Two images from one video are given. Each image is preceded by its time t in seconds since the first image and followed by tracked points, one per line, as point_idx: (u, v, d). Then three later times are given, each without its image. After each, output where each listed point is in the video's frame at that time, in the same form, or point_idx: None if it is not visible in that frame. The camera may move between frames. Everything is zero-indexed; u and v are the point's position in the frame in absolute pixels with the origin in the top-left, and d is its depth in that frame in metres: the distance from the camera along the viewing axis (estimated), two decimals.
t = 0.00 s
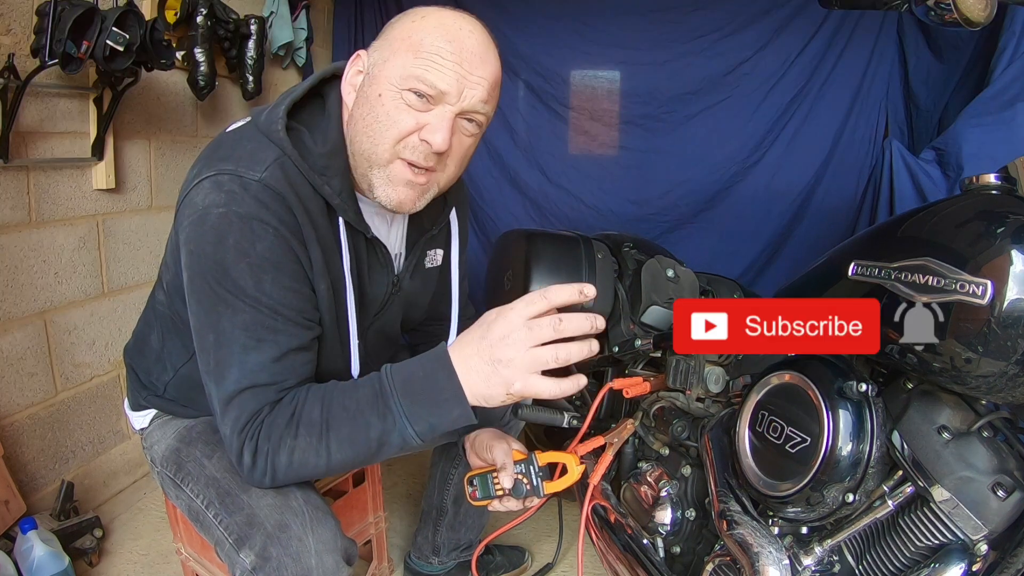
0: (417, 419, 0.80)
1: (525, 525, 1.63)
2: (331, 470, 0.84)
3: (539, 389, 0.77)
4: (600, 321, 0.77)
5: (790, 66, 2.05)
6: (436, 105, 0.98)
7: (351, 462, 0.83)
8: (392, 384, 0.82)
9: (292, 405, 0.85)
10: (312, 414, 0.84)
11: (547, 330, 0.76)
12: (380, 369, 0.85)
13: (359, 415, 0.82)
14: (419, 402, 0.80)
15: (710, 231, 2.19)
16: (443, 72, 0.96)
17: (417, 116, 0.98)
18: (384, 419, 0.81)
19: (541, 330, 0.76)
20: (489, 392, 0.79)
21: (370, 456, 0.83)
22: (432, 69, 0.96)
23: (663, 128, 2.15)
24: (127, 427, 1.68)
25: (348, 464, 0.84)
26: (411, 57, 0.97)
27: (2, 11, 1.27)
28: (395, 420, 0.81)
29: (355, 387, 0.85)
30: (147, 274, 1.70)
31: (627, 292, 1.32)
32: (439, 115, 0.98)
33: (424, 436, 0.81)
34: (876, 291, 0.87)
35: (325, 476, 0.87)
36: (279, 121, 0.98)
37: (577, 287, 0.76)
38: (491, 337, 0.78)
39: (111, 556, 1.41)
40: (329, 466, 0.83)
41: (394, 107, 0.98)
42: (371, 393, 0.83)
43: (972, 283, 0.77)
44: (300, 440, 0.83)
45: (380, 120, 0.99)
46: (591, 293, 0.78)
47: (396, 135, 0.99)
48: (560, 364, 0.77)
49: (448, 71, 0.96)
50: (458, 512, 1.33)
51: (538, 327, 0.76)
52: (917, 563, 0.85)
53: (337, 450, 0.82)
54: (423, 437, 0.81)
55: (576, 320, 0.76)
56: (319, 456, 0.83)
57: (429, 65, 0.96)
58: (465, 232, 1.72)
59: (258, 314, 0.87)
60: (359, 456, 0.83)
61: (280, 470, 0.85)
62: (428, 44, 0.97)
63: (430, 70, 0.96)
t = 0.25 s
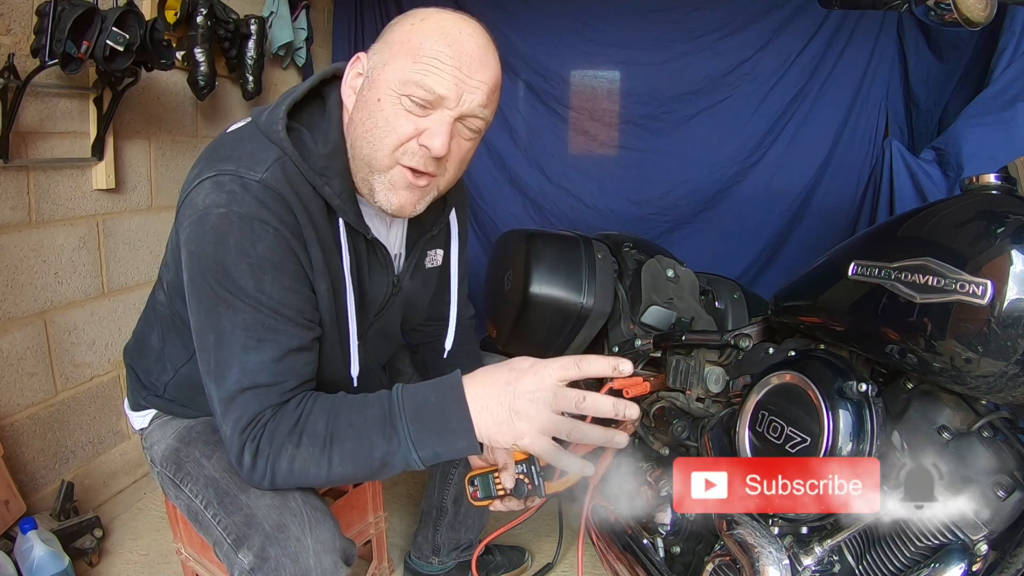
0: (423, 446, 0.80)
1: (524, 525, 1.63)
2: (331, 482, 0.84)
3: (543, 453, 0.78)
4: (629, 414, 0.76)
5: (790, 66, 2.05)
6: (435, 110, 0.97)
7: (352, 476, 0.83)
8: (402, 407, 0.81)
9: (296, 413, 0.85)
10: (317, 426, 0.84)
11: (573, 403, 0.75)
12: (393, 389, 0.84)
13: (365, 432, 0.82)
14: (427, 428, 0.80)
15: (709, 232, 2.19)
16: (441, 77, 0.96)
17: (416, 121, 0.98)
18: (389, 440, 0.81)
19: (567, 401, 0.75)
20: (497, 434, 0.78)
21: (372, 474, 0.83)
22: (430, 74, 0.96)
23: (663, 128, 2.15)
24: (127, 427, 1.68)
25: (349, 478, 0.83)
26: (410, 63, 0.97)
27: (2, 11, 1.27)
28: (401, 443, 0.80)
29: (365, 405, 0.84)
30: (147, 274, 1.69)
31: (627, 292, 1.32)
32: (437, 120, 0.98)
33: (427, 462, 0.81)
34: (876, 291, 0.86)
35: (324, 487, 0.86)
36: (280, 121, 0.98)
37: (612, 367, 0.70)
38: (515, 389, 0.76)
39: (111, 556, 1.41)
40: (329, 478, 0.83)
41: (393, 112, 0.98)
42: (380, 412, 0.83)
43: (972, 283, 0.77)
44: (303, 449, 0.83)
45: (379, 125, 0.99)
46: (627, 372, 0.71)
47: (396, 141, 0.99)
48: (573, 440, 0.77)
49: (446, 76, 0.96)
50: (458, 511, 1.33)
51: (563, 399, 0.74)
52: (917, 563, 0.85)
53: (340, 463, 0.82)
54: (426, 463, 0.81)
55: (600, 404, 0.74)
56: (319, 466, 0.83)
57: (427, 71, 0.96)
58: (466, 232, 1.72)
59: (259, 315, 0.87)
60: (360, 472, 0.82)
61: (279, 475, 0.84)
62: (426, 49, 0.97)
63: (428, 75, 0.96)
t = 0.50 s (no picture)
0: (417, 430, 0.79)
1: (525, 525, 1.63)
2: (328, 476, 0.84)
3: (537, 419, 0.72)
4: (615, 362, 0.69)
5: (789, 66, 2.05)
6: (434, 103, 0.98)
7: (349, 469, 0.83)
8: (394, 394, 0.81)
9: (290, 409, 0.84)
10: (312, 418, 0.83)
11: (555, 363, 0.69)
12: (383, 376, 0.84)
13: (360, 423, 0.81)
14: (419, 413, 0.79)
15: (709, 232, 2.19)
16: (440, 72, 0.96)
17: (415, 116, 0.98)
18: (384, 429, 0.80)
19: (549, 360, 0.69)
20: (491, 411, 0.74)
21: (369, 464, 0.82)
22: (429, 68, 0.96)
23: (662, 128, 2.15)
24: (127, 427, 1.68)
25: (346, 470, 0.83)
26: (408, 57, 0.97)
27: (2, 11, 1.27)
28: (395, 431, 0.80)
29: (358, 395, 0.84)
30: (147, 274, 1.69)
31: (627, 292, 1.32)
32: (437, 114, 0.98)
33: (423, 447, 0.80)
34: (875, 291, 0.86)
35: (323, 481, 0.86)
36: (279, 121, 0.98)
37: (591, 320, 0.66)
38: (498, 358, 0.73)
39: (111, 556, 1.41)
40: (326, 471, 0.83)
41: (392, 107, 0.98)
42: (373, 401, 0.82)
43: (972, 283, 0.77)
44: (299, 444, 0.82)
45: (378, 121, 0.99)
46: (609, 327, 0.67)
47: (396, 136, 0.99)
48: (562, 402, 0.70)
49: (445, 69, 0.96)
50: (458, 511, 1.33)
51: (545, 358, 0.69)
52: (917, 563, 0.85)
53: (336, 455, 0.82)
54: (422, 448, 0.80)
55: (585, 359, 0.68)
56: (317, 460, 0.82)
57: (425, 65, 0.96)
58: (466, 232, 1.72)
59: (258, 315, 0.87)
60: (357, 462, 0.82)
61: (277, 472, 0.84)
62: (424, 43, 0.97)
63: (427, 69, 0.96)
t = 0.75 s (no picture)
0: (416, 431, 0.79)
1: (525, 525, 1.63)
2: (328, 475, 0.84)
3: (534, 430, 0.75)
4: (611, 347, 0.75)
5: (789, 66, 2.05)
6: (434, 105, 0.98)
7: (347, 469, 0.83)
8: (393, 395, 0.81)
9: (289, 410, 0.84)
10: (310, 418, 0.83)
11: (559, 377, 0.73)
12: (383, 377, 0.84)
13: (358, 422, 0.81)
14: (418, 414, 0.79)
15: (709, 232, 2.19)
16: (440, 73, 0.96)
17: (415, 116, 0.98)
18: (382, 429, 0.81)
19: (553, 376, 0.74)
20: (488, 417, 0.77)
21: (367, 464, 0.82)
22: (429, 69, 0.96)
23: (662, 128, 2.15)
24: (127, 427, 1.68)
25: (345, 471, 0.83)
26: (408, 58, 0.97)
27: (2, 11, 1.27)
28: (394, 430, 0.80)
29: (356, 395, 0.84)
30: (147, 274, 1.69)
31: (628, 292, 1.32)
32: (437, 115, 0.98)
33: (422, 448, 0.81)
34: (875, 291, 0.87)
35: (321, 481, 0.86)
36: (278, 122, 0.98)
37: (600, 340, 0.73)
38: (501, 367, 0.76)
39: (111, 556, 1.41)
40: (325, 471, 0.83)
41: (392, 107, 0.98)
42: (372, 401, 0.82)
43: (972, 283, 0.77)
44: (297, 444, 0.82)
45: (378, 120, 0.99)
46: (615, 349, 0.75)
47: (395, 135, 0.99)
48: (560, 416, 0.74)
49: (446, 71, 0.96)
50: (458, 511, 1.33)
51: (551, 371, 0.73)
52: (917, 563, 0.85)
53: (335, 454, 0.82)
54: (421, 448, 0.80)
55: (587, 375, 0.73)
56: (315, 460, 0.82)
57: (426, 66, 0.96)
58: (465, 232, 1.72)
59: (256, 315, 0.87)
60: (356, 463, 0.82)
61: (276, 473, 0.85)
62: (425, 44, 0.97)
63: (427, 70, 0.96)
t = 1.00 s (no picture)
0: (414, 427, 0.79)
1: (525, 525, 1.63)
2: (326, 474, 0.84)
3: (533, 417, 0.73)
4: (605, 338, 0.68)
5: (789, 66, 2.05)
6: (436, 106, 0.98)
7: (346, 467, 0.83)
8: (389, 391, 0.81)
9: (285, 409, 0.84)
10: (308, 417, 0.83)
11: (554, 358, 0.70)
12: (379, 374, 0.84)
13: (356, 419, 0.82)
14: (414, 409, 0.79)
15: (709, 232, 2.19)
16: (442, 74, 0.96)
17: (417, 117, 0.98)
18: (380, 426, 0.80)
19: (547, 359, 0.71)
20: (487, 409, 0.76)
21: (366, 462, 0.82)
22: (431, 71, 0.96)
23: (662, 128, 2.15)
24: (127, 427, 1.68)
25: (343, 469, 0.83)
26: (410, 59, 0.97)
27: (2, 11, 1.27)
28: (391, 426, 0.80)
29: (353, 393, 0.84)
30: (146, 274, 1.69)
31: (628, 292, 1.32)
32: (439, 116, 0.98)
33: (420, 444, 0.80)
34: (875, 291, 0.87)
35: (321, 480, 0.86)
36: (278, 122, 0.98)
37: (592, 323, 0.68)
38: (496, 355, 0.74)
39: (111, 556, 1.41)
40: (323, 470, 0.83)
41: (393, 108, 0.98)
42: (369, 399, 0.82)
43: (972, 283, 0.77)
44: (295, 443, 0.83)
45: (380, 121, 0.99)
46: (609, 333, 0.69)
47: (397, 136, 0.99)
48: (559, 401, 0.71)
49: (447, 72, 0.96)
50: (458, 511, 1.33)
51: (544, 359, 0.71)
52: (917, 563, 0.85)
53: (333, 453, 0.82)
54: (419, 445, 0.80)
55: (583, 359, 0.68)
56: (313, 459, 0.83)
57: (428, 68, 0.96)
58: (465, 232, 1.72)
59: (256, 316, 0.87)
60: (355, 461, 0.82)
61: (275, 473, 0.85)
62: (426, 46, 0.97)
63: (429, 71, 0.96)
